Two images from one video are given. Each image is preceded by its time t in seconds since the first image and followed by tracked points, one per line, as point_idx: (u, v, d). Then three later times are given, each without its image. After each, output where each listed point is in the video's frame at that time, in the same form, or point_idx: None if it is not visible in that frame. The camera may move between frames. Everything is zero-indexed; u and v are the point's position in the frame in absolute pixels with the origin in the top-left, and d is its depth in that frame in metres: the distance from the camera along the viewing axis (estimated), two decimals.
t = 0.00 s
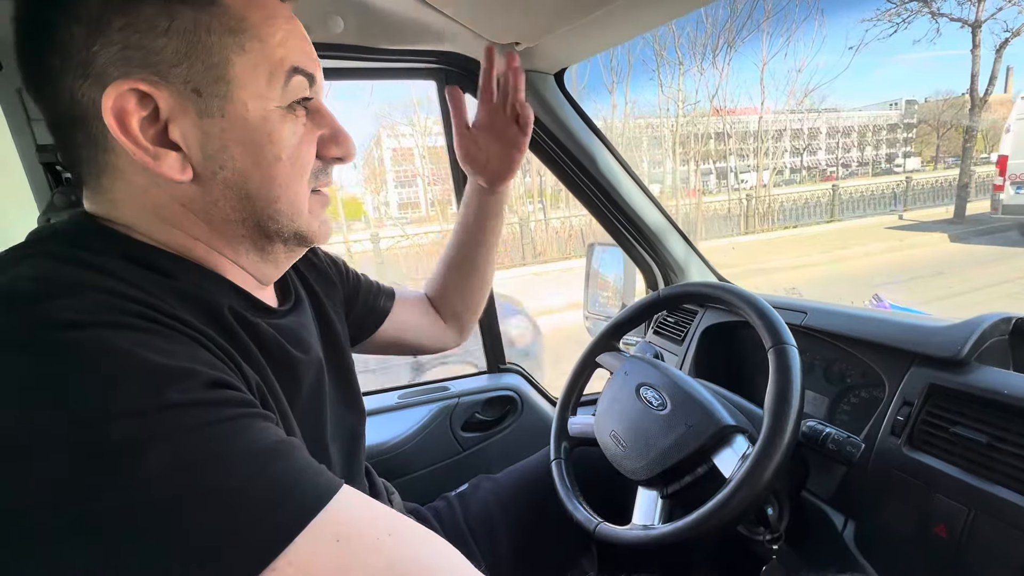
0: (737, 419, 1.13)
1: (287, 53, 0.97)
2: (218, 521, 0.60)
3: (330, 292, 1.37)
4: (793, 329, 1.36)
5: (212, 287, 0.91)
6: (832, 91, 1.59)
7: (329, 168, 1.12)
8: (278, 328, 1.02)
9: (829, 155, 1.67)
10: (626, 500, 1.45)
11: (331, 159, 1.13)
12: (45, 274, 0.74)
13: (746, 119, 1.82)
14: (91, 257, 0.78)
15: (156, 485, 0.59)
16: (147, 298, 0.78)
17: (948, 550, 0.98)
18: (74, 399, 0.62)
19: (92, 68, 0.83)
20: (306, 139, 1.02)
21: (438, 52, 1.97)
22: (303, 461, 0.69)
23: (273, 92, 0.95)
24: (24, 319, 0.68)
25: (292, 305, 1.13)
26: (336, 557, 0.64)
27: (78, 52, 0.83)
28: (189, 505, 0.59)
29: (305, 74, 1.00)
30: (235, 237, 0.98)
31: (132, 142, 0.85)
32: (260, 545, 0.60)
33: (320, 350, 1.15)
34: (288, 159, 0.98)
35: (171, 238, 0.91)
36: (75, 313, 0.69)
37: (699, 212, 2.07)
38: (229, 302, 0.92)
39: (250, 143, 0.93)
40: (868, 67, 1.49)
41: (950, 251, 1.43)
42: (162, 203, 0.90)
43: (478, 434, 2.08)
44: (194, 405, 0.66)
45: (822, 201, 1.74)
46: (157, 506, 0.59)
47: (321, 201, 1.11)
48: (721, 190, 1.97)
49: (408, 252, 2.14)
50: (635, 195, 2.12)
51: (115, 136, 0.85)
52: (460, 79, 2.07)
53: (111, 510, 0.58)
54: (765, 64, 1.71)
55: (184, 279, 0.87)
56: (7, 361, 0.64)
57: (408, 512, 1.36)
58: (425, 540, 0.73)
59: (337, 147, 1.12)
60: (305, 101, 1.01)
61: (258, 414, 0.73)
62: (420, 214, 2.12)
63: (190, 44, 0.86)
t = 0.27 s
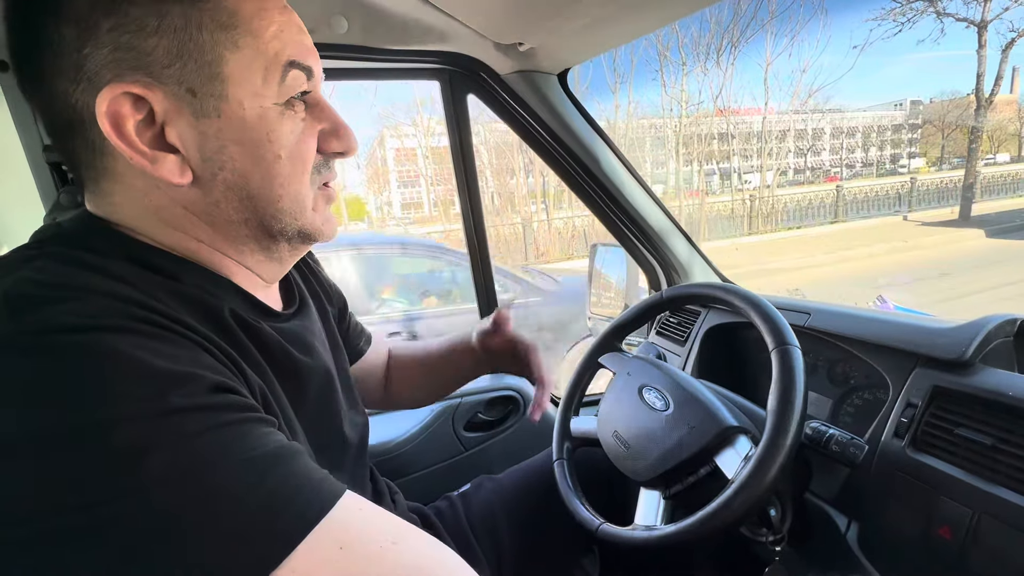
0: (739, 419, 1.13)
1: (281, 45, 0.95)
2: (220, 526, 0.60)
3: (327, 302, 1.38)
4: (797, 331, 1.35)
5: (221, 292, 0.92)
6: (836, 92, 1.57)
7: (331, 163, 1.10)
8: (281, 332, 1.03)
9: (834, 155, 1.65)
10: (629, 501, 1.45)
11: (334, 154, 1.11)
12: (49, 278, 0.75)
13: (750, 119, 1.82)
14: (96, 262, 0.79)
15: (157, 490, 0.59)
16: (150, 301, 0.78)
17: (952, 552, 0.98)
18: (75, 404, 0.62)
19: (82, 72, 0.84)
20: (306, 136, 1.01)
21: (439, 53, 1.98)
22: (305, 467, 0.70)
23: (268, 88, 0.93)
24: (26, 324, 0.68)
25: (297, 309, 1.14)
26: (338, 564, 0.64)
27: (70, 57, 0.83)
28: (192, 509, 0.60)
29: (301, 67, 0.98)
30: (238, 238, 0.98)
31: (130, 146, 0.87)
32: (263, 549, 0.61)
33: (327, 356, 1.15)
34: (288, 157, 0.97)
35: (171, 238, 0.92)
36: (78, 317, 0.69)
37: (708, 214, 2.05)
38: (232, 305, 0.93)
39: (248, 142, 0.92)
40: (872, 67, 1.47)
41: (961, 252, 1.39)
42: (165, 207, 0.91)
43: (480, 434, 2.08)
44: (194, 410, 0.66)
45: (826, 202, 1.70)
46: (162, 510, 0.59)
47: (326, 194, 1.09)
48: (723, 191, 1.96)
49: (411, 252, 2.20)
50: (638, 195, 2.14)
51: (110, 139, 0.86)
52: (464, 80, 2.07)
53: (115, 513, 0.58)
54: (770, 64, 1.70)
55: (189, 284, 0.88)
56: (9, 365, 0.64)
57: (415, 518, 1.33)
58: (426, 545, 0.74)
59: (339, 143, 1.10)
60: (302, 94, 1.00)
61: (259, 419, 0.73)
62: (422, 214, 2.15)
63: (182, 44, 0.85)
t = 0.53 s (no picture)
0: (745, 420, 1.13)
1: (279, 46, 0.97)
2: (231, 522, 0.61)
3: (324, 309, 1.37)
4: (803, 332, 1.36)
5: (224, 291, 0.94)
6: (842, 93, 1.57)
7: (330, 160, 1.13)
8: (289, 330, 1.05)
9: (838, 156, 1.64)
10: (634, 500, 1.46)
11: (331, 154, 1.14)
12: (62, 281, 0.76)
13: (753, 119, 1.82)
14: (109, 267, 0.81)
15: (172, 486, 0.60)
16: (162, 303, 0.80)
17: (957, 554, 0.98)
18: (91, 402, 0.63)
19: (87, 75, 0.85)
20: (306, 133, 1.03)
21: (444, 56, 1.98)
22: (314, 463, 0.71)
23: (270, 87, 0.96)
24: (43, 325, 0.70)
25: (298, 308, 1.15)
26: (352, 555, 0.66)
27: (77, 61, 0.85)
28: (203, 505, 0.61)
29: (300, 66, 1.02)
30: (241, 234, 1.00)
31: (137, 145, 0.88)
32: (274, 545, 0.62)
33: (330, 353, 1.17)
34: (290, 153, 1.00)
35: (177, 239, 0.94)
36: (93, 318, 0.71)
37: (710, 213, 2.06)
38: (241, 306, 0.94)
39: (253, 140, 0.95)
40: (873, 68, 1.47)
41: (966, 253, 1.40)
42: (172, 209, 0.93)
43: (485, 434, 2.08)
44: (206, 408, 0.68)
45: (830, 203, 1.69)
46: (174, 508, 0.60)
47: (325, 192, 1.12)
48: (727, 191, 1.96)
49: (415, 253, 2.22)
50: (642, 195, 2.15)
51: (117, 138, 0.88)
52: (469, 83, 2.08)
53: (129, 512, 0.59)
54: (774, 64, 1.70)
55: (195, 284, 0.90)
56: (28, 365, 0.66)
57: (430, 515, 1.30)
58: (436, 535, 0.76)
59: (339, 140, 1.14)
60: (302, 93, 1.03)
61: (270, 416, 0.75)
62: (426, 215, 2.16)
63: (185, 45, 0.87)
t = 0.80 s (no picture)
0: (745, 425, 1.14)
1: (277, 58, 1.00)
2: (244, 517, 0.63)
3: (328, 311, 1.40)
4: (803, 337, 1.37)
5: (229, 294, 0.95)
6: (845, 94, 1.58)
7: (329, 166, 1.15)
8: (292, 334, 1.06)
9: (841, 157, 1.65)
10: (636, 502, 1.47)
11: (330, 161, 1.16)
12: (75, 288, 0.78)
13: (756, 120, 1.82)
14: (124, 275, 0.83)
15: (186, 484, 0.62)
16: (172, 306, 0.82)
17: (957, 557, 0.99)
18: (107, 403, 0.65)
19: (98, 89, 0.88)
20: (305, 140, 1.05)
21: (449, 64, 2.03)
22: (322, 457, 0.73)
23: (269, 96, 0.99)
24: (59, 328, 0.72)
25: (302, 313, 1.17)
26: (360, 546, 0.66)
27: (84, 75, 0.88)
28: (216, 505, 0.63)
29: (299, 76, 1.04)
30: (244, 240, 1.02)
31: (144, 156, 0.91)
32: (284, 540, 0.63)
33: (328, 352, 1.18)
34: (290, 159, 1.02)
35: (181, 245, 0.96)
36: (109, 322, 0.73)
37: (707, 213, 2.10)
38: (246, 310, 0.96)
39: (254, 148, 0.97)
40: (878, 69, 1.48)
41: (961, 256, 1.41)
42: (177, 218, 0.95)
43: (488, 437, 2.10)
44: (218, 405, 0.70)
45: (835, 204, 1.71)
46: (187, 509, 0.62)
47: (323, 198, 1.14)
48: (730, 194, 1.98)
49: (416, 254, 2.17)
50: (644, 200, 2.20)
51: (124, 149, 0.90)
52: (472, 90, 2.12)
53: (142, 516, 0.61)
54: (777, 66, 1.71)
55: (203, 290, 0.92)
56: (45, 369, 0.68)
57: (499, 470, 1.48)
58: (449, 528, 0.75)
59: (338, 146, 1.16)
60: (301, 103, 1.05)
61: (279, 413, 0.77)
62: (428, 216, 2.16)
63: (187, 59, 0.91)
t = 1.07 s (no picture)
0: (747, 426, 1.15)
1: (325, 75, 1.04)
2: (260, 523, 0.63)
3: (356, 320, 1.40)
4: (805, 338, 1.37)
5: (253, 300, 0.96)
6: (847, 94, 1.58)
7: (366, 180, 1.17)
8: (314, 342, 1.07)
9: (844, 159, 1.66)
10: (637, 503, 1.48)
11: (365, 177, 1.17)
12: (115, 287, 0.79)
13: (758, 122, 1.82)
14: (158, 276, 0.85)
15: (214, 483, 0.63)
16: (202, 309, 0.83)
17: (956, 559, 0.99)
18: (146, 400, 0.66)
19: (154, 97, 0.92)
20: (344, 153, 1.08)
21: (452, 67, 2.04)
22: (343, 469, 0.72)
23: (313, 111, 1.02)
24: (98, 326, 0.72)
25: (324, 320, 1.17)
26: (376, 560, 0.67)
27: (142, 83, 0.92)
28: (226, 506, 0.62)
29: (343, 92, 1.07)
30: (279, 248, 1.05)
31: (189, 162, 0.93)
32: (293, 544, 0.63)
33: (348, 363, 1.18)
34: (329, 172, 1.05)
35: (220, 249, 0.99)
36: (144, 322, 0.74)
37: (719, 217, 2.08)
38: (272, 317, 0.97)
39: (293, 159, 1.00)
40: (880, 71, 1.49)
41: (960, 258, 1.41)
42: (215, 219, 0.97)
43: (490, 439, 2.11)
44: (246, 410, 0.70)
45: (837, 205, 1.72)
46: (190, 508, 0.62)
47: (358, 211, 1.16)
48: (733, 195, 2.00)
49: (417, 254, 2.12)
50: (645, 202, 2.21)
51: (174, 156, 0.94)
52: (474, 92, 2.12)
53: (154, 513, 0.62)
54: (779, 67, 1.70)
55: (232, 293, 0.93)
56: (83, 365, 0.68)
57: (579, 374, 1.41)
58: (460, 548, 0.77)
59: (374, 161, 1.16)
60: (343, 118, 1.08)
61: (304, 420, 0.77)
62: (430, 218, 2.13)
63: (239, 72, 0.94)
